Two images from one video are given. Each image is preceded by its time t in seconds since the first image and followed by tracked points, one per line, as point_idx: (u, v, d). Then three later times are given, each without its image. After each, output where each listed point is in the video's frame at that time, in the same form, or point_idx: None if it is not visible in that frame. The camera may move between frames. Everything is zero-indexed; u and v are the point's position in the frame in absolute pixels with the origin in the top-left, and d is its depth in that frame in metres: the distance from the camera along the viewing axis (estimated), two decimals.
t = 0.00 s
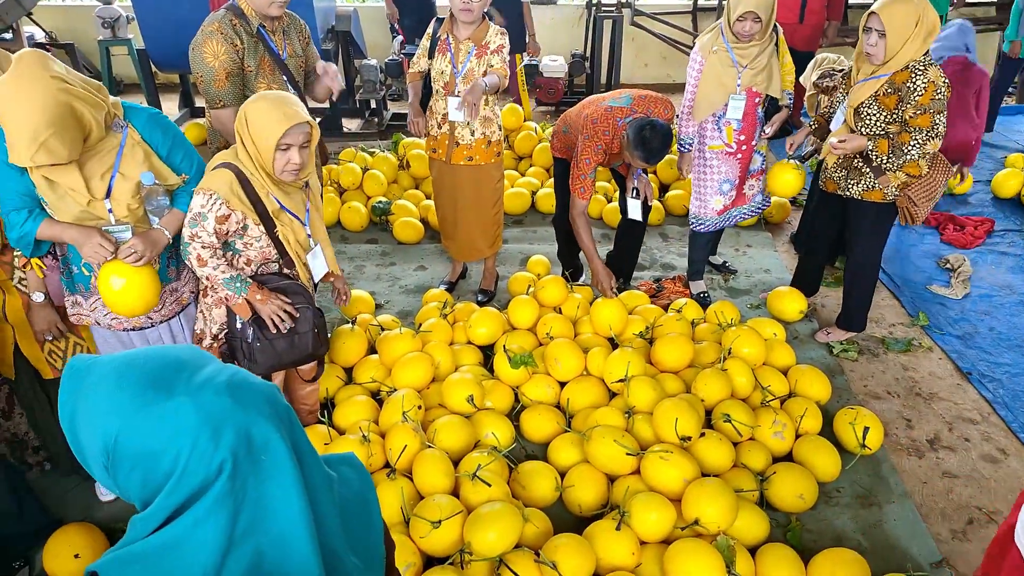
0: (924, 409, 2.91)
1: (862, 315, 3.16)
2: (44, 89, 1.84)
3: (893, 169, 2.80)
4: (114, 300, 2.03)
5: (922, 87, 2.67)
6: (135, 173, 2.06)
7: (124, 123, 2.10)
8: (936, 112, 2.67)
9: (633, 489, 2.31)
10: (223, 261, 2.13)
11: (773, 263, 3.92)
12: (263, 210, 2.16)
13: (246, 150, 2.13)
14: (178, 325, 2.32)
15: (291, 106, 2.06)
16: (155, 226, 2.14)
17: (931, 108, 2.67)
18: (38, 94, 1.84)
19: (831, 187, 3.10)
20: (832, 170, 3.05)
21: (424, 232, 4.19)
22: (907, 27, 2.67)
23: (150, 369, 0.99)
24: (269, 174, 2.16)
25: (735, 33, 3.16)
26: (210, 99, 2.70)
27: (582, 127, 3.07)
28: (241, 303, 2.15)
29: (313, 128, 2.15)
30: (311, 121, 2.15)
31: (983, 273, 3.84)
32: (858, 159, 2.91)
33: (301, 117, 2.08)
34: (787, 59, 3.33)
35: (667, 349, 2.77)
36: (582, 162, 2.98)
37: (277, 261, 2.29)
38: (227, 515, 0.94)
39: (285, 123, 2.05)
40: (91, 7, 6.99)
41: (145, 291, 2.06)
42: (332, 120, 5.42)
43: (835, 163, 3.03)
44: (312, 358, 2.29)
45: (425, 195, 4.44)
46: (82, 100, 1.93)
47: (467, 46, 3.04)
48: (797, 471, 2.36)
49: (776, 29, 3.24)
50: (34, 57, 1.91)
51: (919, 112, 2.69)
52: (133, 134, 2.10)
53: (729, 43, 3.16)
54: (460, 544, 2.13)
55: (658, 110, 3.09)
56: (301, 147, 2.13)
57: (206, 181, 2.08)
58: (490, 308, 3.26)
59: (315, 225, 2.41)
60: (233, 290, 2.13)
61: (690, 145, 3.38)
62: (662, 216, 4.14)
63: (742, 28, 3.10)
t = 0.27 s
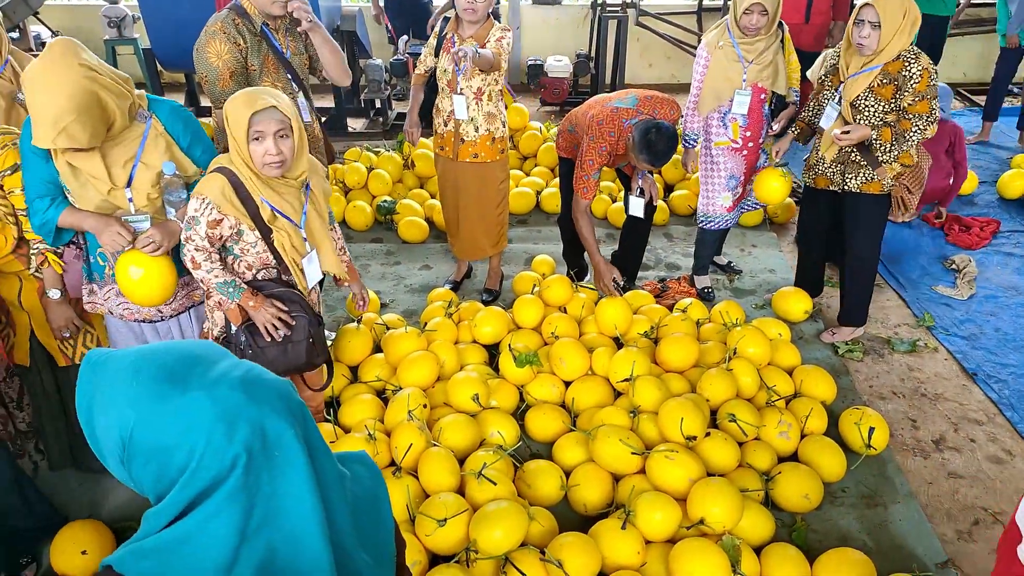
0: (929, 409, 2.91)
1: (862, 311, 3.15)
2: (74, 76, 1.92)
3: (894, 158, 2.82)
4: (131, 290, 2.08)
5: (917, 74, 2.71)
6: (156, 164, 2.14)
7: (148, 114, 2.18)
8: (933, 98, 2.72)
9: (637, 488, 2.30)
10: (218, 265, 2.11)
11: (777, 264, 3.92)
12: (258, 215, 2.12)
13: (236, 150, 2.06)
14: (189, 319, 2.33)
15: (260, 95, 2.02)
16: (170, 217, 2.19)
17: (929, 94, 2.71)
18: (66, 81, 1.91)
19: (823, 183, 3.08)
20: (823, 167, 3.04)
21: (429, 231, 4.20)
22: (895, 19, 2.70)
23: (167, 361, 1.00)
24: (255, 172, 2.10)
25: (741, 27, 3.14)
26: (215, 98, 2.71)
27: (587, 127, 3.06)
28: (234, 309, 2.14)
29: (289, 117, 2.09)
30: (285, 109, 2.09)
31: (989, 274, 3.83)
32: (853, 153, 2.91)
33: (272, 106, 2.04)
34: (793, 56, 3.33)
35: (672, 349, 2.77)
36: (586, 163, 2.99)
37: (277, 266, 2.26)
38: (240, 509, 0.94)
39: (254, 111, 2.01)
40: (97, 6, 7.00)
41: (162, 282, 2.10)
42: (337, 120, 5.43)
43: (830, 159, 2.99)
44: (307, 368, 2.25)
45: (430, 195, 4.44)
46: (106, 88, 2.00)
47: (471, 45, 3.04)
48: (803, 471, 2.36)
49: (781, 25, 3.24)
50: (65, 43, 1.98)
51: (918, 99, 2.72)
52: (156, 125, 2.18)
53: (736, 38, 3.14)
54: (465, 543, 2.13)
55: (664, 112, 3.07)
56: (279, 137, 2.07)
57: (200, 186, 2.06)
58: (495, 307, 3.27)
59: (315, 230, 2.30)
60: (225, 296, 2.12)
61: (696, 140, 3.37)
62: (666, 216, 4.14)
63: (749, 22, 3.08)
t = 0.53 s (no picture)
0: (936, 410, 2.90)
1: (858, 308, 3.16)
2: (102, 63, 1.98)
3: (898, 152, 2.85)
4: (139, 275, 2.13)
5: (914, 69, 2.74)
6: (172, 155, 2.16)
7: (169, 108, 2.19)
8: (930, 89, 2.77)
9: (643, 487, 2.30)
10: (216, 272, 2.09)
11: (784, 264, 3.91)
12: (257, 221, 2.08)
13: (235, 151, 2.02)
14: (198, 311, 2.35)
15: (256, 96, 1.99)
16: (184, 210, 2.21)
17: (926, 87, 2.76)
18: (93, 72, 1.96)
19: (823, 182, 3.02)
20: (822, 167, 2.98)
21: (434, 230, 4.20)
22: (886, 20, 2.69)
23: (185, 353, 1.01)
24: (253, 175, 2.06)
25: (749, 24, 3.14)
26: (223, 97, 2.71)
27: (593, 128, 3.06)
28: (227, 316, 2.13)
29: (285, 120, 2.03)
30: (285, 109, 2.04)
31: (996, 276, 3.82)
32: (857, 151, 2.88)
33: (266, 107, 1.99)
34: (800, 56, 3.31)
35: (678, 348, 2.78)
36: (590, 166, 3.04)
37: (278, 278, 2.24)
38: (254, 502, 0.95)
39: (247, 112, 1.97)
40: (104, 4, 7.03)
41: (169, 269, 2.15)
42: (343, 119, 5.44)
43: (832, 159, 2.93)
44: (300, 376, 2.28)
45: (435, 194, 4.45)
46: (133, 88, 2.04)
47: (476, 44, 3.04)
48: (809, 471, 2.35)
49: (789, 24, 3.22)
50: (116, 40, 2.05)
51: (917, 93, 2.77)
52: (175, 119, 2.19)
53: (743, 36, 3.14)
54: (471, 540, 2.14)
55: (672, 113, 3.06)
56: (274, 139, 2.02)
57: (200, 189, 2.05)
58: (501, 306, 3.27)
59: (316, 237, 2.24)
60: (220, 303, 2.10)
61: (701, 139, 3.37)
62: (672, 216, 4.14)
63: (756, 17, 3.10)
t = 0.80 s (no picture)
0: (944, 412, 2.89)
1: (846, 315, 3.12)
2: (117, 56, 2.01)
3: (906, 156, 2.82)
4: (141, 268, 2.11)
5: (919, 73, 2.71)
6: (183, 151, 2.15)
7: (184, 104, 2.19)
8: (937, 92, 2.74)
9: (651, 487, 2.30)
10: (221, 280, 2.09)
11: (792, 265, 3.90)
12: (260, 226, 2.07)
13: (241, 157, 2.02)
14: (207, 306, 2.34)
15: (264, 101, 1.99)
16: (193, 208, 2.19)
17: (933, 89, 2.73)
18: (107, 68, 2.00)
19: (829, 187, 2.98)
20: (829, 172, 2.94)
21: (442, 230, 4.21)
22: (885, 27, 2.67)
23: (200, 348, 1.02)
24: (258, 182, 2.05)
25: (758, 23, 3.13)
26: (233, 96, 2.72)
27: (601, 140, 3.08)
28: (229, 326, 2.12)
29: (293, 129, 2.02)
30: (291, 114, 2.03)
31: (1005, 277, 3.80)
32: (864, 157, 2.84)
33: (272, 116, 1.98)
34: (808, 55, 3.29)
35: (685, 348, 2.77)
36: (600, 178, 3.05)
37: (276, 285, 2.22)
38: (268, 497, 0.96)
39: (251, 119, 1.97)
40: (114, 4, 7.07)
41: (170, 263, 2.12)
42: (351, 119, 5.45)
43: (839, 165, 2.90)
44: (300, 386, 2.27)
45: (443, 193, 4.46)
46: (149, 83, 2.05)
47: (485, 45, 3.04)
48: (816, 472, 2.35)
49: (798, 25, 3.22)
50: (135, 35, 2.08)
51: (924, 96, 2.73)
52: (190, 116, 2.19)
53: (752, 35, 3.13)
54: (479, 539, 2.14)
55: (678, 121, 3.05)
56: (279, 147, 2.01)
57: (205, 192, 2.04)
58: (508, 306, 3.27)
59: (321, 245, 2.21)
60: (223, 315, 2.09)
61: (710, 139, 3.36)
62: (680, 217, 4.13)
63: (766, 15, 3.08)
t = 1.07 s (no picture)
0: (954, 414, 2.88)
1: (856, 318, 3.08)
2: (133, 61, 2.02)
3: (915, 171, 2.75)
4: (151, 266, 2.11)
5: (928, 88, 2.64)
6: (194, 150, 2.15)
7: (197, 104, 2.20)
8: (947, 108, 2.66)
9: (659, 487, 2.31)
10: (236, 288, 2.09)
11: (800, 266, 3.89)
12: (262, 230, 2.07)
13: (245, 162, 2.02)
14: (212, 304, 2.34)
15: (262, 106, 1.96)
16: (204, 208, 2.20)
17: (943, 105, 2.65)
18: (123, 73, 2.01)
19: (837, 199, 2.95)
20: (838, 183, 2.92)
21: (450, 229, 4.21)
22: (892, 41, 2.62)
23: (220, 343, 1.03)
24: (261, 186, 2.05)
25: (767, 24, 3.12)
26: (243, 95, 2.73)
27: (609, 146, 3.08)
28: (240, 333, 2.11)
29: (293, 130, 2.01)
30: (296, 122, 2.02)
31: (1016, 280, 3.79)
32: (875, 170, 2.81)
33: (273, 117, 1.97)
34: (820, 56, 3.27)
35: (694, 348, 2.77)
36: (608, 185, 3.06)
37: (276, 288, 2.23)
38: (284, 492, 0.97)
39: (253, 119, 1.96)
40: (125, 3, 7.10)
41: (181, 262, 2.12)
42: (360, 118, 5.47)
43: (847, 176, 2.87)
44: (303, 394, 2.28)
45: (452, 193, 4.46)
46: (163, 84, 2.06)
47: (494, 46, 3.04)
48: (825, 474, 2.35)
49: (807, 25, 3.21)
50: (146, 38, 2.09)
51: (932, 112, 2.66)
52: (202, 116, 2.19)
53: (761, 35, 3.13)
54: (486, 538, 2.15)
55: (685, 127, 3.04)
56: (279, 148, 2.00)
57: (210, 195, 2.04)
58: (517, 305, 3.28)
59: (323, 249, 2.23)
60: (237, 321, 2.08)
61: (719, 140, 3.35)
62: (689, 217, 4.13)
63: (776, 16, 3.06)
